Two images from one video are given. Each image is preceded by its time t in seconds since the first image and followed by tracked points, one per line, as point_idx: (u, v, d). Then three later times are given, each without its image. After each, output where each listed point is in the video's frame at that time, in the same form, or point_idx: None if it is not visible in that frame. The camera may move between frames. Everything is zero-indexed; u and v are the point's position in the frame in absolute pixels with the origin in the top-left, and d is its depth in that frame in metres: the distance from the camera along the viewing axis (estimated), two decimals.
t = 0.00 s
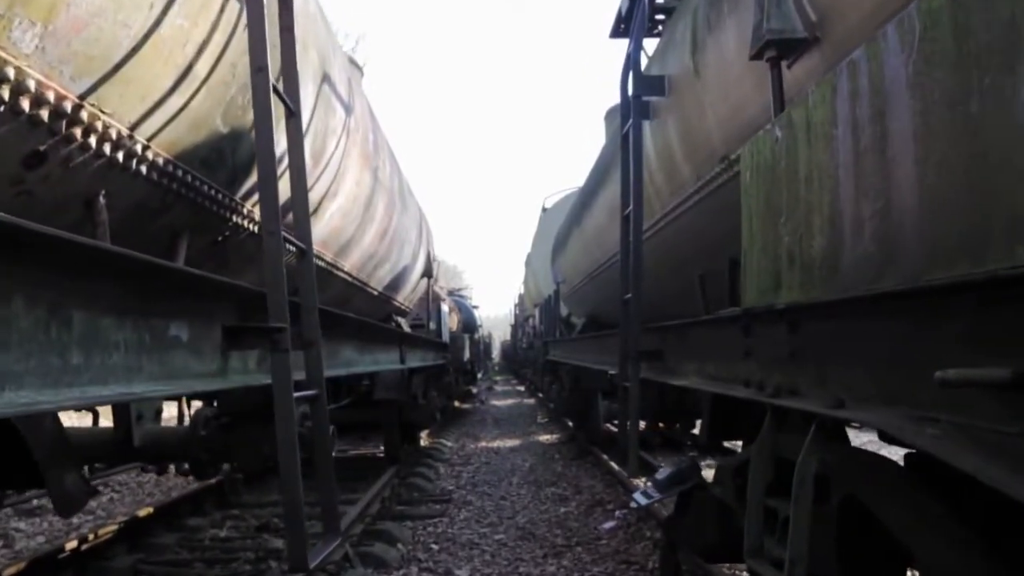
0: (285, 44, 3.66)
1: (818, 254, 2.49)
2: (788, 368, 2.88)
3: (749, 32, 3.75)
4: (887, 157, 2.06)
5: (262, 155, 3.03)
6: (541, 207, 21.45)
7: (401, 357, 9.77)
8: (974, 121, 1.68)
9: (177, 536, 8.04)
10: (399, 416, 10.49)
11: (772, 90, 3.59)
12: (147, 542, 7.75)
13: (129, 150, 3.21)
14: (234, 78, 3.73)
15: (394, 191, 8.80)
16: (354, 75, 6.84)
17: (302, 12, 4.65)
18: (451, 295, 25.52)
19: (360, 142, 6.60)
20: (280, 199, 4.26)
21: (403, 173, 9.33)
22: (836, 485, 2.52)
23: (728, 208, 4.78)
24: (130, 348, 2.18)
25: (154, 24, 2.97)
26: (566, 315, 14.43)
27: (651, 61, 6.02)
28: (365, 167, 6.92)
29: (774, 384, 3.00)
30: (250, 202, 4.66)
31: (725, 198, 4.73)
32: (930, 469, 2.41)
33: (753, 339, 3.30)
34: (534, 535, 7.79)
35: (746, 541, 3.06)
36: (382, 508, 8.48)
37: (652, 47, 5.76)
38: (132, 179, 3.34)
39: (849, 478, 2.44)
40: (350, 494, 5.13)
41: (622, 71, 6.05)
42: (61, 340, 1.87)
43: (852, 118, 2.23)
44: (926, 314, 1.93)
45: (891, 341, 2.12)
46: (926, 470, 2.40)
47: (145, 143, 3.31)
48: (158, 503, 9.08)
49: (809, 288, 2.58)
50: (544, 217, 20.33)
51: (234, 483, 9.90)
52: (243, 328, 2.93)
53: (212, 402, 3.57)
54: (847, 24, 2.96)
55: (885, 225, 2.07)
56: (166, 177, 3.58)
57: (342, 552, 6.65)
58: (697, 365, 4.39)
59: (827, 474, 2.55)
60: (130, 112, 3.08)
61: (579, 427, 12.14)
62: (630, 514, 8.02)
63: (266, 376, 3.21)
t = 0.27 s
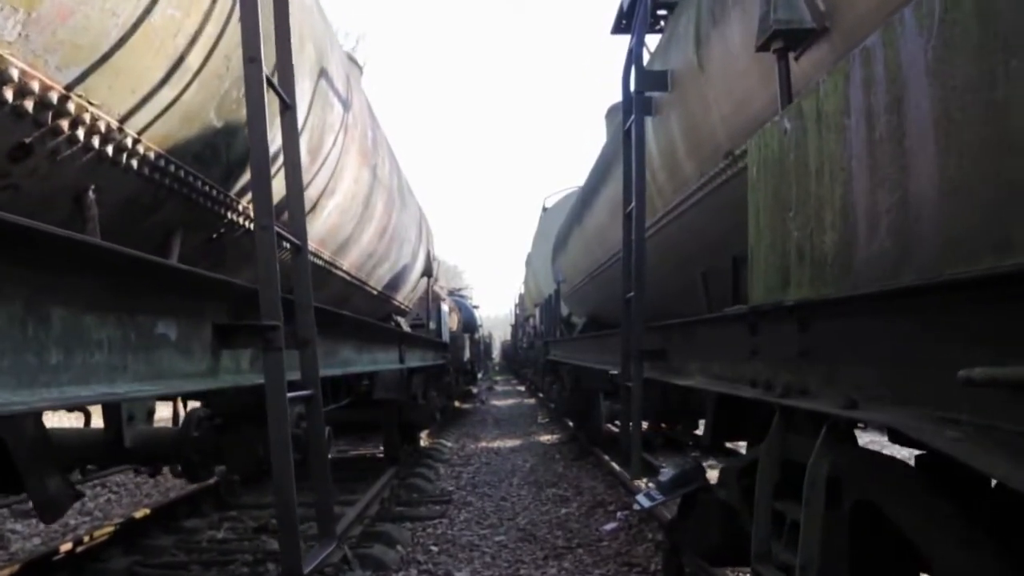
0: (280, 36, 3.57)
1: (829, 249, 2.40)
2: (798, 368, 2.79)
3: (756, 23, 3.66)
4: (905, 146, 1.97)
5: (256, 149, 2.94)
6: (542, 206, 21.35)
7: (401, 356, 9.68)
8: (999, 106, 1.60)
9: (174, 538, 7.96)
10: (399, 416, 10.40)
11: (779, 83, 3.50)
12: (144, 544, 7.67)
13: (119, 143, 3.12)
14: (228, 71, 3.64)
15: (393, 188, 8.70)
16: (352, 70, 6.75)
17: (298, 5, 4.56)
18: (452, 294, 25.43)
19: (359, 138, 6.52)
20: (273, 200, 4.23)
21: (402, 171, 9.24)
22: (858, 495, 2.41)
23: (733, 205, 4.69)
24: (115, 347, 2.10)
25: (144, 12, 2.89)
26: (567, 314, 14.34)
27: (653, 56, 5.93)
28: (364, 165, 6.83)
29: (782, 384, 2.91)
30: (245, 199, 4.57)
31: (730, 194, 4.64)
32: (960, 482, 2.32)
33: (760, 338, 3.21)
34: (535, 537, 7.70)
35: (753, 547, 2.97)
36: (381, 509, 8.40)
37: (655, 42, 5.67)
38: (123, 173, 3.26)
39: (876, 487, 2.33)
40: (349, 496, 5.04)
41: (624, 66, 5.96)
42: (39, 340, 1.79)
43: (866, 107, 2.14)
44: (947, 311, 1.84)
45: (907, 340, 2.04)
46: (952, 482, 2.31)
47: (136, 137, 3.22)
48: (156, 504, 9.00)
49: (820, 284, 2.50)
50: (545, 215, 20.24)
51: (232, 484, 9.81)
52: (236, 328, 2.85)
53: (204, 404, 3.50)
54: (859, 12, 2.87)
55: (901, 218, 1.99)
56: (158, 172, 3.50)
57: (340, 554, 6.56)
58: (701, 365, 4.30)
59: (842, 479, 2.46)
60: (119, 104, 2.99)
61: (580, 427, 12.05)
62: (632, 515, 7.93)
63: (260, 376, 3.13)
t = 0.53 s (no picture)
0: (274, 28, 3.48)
1: (840, 244, 2.31)
2: (806, 368, 2.71)
3: (761, 14, 3.58)
4: (924, 134, 1.89)
5: (249, 141, 2.86)
6: (542, 205, 21.26)
7: (400, 356, 9.59)
8: None
9: (170, 539, 7.87)
10: (398, 416, 10.32)
11: (786, 74, 3.41)
12: (140, 546, 7.58)
13: (108, 136, 3.03)
14: (220, 64, 3.55)
15: (393, 186, 8.62)
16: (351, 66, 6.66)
17: None
18: (451, 294, 25.34)
19: (357, 135, 6.43)
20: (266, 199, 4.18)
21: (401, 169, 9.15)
22: (874, 503, 2.31)
23: (737, 202, 4.61)
24: (97, 346, 2.02)
25: (132, 0, 2.80)
26: (567, 314, 14.24)
27: (656, 51, 5.84)
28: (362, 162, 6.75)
29: (790, 384, 2.82)
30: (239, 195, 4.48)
31: (734, 190, 4.55)
32: (987, 497, 2.23)
33: (767, 337, 3.12)
34: (536, 538, 7.61)
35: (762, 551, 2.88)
36: (380, 510, 8.31)
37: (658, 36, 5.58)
38: (113, 168, 3.17)
39: (899, 498, 2.22)
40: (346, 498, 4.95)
41: (626, 61, 5.87)
42: (14, 338, 1.70)
43: (881, 95, 2.06)
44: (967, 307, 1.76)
45: (925, 337, 1.96)
46: (973, 493, 2.23)
47: (126, 130, 3.13)
48: (152, 505, 8.91)
49: (831, 280, 2.41)
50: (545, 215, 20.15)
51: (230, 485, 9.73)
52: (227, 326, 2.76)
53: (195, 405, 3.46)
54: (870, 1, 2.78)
55: (919, 210, 1.90)
56: (149, 166, 3.41)
57: (338, 556, 6.47)
58: (705, 364, 4.21)
59: (855, 483, 2.37)
60: (108, 96, 2.91)
61: (580, 428, 11.96)
62: (633, 517, 7.84)
63: (252, 375, 3.04)
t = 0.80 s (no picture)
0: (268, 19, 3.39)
1: (854, 239, 2.23)
2: (816, 367, 2.62)
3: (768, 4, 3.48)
4: (944, 122, 1.80)
5: (240, 133, 2.77)
6: (543, 204, 21.18)
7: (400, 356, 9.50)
8: None
9: (167, 541, 7.78)
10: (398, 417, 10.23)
11: (794, 66, 3.33)
12: (137, 548, 7.48)
13: (95, 129, 2.94)
14: (213, 55, 3.46)
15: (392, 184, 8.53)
16: (349, 62, 6.57)
17: None
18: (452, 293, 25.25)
19: (355, 132, 6.34)
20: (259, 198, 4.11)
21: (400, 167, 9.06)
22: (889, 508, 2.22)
23: (741, 199, 4.52)
24: (78, 344, 1.93)
25: None
26: (568, 313, 14.15)
27: (658, 46, 5.75)
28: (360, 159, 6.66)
29: (799, 384, 2.73)
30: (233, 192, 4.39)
31: (738, 187, 4.46)
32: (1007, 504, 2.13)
33: (775, 336, 3.03)
34: (536, 541, 7.52)
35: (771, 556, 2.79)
36: (379, 511, 8.23)
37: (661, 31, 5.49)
38: (101, 161, 3.08)
39: (915, 503, 2.13)
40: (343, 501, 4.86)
41: (629, 56, 5.78)
42: None
43: (898, 81, 1.97)
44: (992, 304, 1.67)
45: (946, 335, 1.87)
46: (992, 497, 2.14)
47: (115, 123, 3.04)
48: (149, 506, 8.82)
49: (843, 276, 2.32)
50: (546, 214, 20.06)
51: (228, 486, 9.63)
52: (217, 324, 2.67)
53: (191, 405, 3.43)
54: None
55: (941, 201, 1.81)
56: (140, 161, 3.32)
57: (336, 558, 6.38)
58: (709, 364, 4.12)
59: (869, 488, 2.28)
60: (96, 87, 2.82)
61: (581, 428, 11.87)
62: (635, 519, 7.75)
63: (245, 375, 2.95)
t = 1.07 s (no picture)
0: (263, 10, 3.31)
1: (868, 233, 2.14)
2: (826, 368, 2.53)
3: None
4: (966, 108, 1.72)
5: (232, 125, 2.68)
6: (544, 204, 21.09)
7: (399, 356, 9.42)
8: None
9: (164, 543, 7.69)
10: (398, 418, 10.14)
11: (801, 59, 3.24)
12: (133, 550, 7.39)
13: (83, 122, 2.86)
14: (205, 48, 3.38)
15: (391, 183, 8.44)
16: (348, 58, 6.49)
17: None
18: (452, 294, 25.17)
19: (353, 129, 6.26)
20: (252, 197, 4.05)
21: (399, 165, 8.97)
22: (906, 514, 2.13)
23: (745, 195, 4.43)
24: (57, 344, 1.85)
25: None
26: (569, 313, 14.06)
27: (661, 41, 5.66)
28: (359, 157, 6.57)
29: (809, 385, 2.64)
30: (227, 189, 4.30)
31: (742, 184, 4.38)
32: None
33: (782, 335, 2.94)
34: (537, 542, 7.43)
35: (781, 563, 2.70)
36: (379, 513, 8.14)
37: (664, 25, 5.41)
38: (90, 156, 2.99)
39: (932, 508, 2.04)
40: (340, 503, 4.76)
41: (631, 51, 5.70)
42: None
43: (916, 68, 1.88)
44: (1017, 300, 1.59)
45: (968, 334, 1.79)
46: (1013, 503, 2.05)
47: (104, 116, 2.96)
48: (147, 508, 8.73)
49: (855, 273, 2.24)
50: (546, 213, 19.98)
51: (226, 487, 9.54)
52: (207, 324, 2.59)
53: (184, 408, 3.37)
54: None
55: (969, 192, 1.73)
56: (131, 155, 3.24)
57: (336, 560, 6.29)
58: (713, 363, 4.04)
59: (884, 493, 2.19)
60: (83, 79, 2.74)
61: (582, 429, 11.78)
62: (637, 520, 7.66)
63: (236, 376, 2.87)
